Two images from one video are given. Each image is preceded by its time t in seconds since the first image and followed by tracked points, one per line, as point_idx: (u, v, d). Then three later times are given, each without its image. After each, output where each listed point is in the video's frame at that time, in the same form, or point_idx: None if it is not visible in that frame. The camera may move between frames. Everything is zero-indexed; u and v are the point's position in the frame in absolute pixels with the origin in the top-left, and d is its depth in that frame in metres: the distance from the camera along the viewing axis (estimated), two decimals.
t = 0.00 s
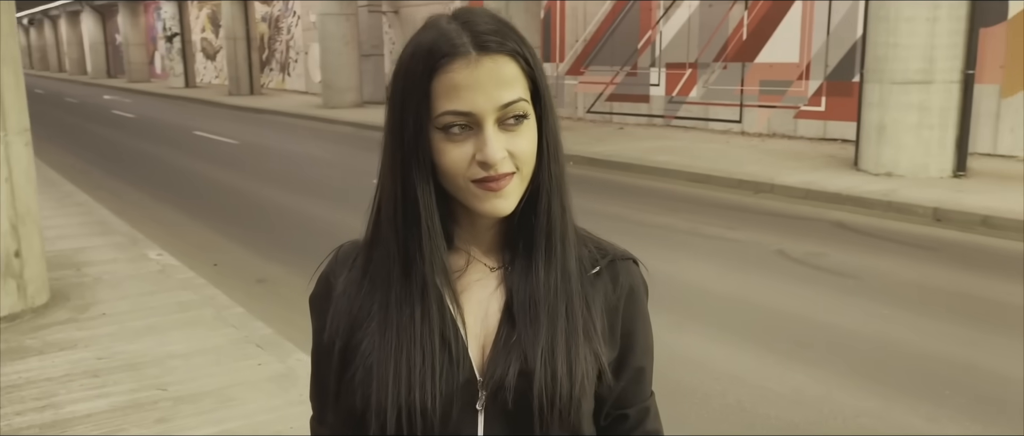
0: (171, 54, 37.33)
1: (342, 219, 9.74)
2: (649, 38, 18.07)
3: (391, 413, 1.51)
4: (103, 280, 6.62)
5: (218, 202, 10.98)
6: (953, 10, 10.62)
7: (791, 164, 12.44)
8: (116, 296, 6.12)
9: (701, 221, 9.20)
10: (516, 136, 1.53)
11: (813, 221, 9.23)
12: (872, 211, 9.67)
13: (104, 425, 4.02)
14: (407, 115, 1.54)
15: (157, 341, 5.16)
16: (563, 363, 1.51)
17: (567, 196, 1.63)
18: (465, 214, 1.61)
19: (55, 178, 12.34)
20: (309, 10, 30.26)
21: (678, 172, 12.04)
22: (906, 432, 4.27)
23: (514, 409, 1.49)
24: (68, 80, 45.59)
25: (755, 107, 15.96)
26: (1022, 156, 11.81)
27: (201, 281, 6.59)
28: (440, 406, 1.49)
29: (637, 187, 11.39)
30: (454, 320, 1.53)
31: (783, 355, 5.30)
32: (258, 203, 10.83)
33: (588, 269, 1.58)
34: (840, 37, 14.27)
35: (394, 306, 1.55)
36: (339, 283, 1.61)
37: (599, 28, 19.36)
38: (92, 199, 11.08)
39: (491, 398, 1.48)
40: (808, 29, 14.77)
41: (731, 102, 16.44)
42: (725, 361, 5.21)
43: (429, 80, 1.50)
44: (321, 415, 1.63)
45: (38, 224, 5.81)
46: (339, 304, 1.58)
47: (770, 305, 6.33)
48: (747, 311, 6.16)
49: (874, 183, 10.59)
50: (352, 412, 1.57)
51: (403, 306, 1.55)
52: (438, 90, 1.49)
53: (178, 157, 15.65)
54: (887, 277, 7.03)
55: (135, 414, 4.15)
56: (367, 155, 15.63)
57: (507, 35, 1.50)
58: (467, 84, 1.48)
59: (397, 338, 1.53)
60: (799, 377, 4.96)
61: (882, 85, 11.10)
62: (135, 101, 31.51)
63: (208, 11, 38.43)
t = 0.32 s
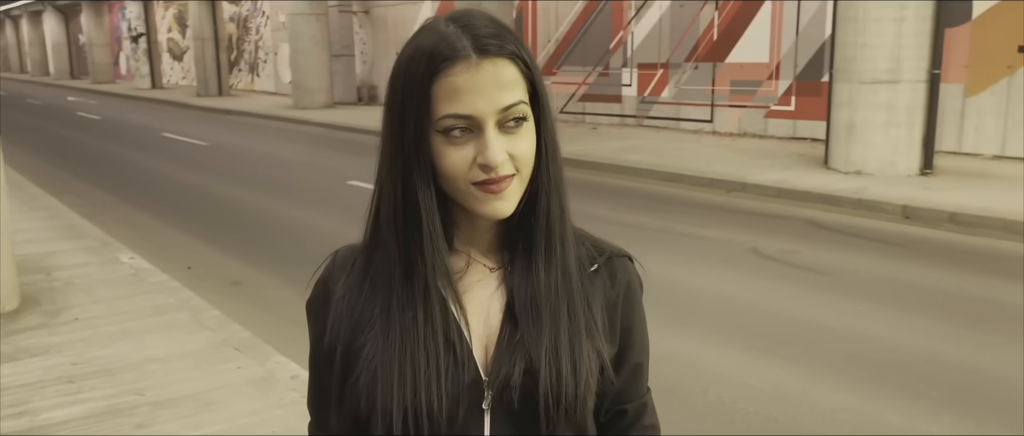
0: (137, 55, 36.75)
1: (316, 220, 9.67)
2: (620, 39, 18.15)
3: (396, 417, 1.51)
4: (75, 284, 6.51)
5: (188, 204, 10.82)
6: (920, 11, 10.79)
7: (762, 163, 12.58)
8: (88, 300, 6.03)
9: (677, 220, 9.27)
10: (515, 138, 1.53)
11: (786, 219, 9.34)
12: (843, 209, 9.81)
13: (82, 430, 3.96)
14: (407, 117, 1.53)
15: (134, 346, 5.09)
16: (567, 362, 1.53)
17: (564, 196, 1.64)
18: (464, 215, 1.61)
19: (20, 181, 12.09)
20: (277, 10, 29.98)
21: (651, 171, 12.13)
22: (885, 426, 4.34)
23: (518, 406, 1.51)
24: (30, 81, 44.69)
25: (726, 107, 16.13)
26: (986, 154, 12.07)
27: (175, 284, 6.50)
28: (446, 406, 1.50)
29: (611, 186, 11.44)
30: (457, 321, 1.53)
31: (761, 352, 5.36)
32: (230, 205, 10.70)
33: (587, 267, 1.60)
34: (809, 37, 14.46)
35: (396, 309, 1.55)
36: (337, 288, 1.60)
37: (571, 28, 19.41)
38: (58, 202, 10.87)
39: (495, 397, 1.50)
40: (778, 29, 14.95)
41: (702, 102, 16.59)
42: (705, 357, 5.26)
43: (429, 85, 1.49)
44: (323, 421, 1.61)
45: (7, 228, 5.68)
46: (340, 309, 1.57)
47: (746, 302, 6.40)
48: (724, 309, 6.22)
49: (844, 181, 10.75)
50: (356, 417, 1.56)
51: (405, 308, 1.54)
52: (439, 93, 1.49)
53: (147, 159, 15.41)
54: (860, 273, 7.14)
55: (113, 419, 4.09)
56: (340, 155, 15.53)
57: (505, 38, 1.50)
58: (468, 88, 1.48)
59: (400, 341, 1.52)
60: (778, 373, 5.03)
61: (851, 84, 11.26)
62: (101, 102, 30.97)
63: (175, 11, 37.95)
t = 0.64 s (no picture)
0: (101, 55, 36.09)
1: (289, 221, 9.58)
2: (591, 39, 18.20)
3: (397, 418, 1.51)
4: (43, 288, 6.38)
5: (157, 207, 10.66)
6: (886, 11, 10.96)
7: (733, 162, 12.72)
8: (58, 305, 5.91)
9: (651, 219, 9.33)
10: (510, 137, 1.53)
11: (757, 217, 9.45)
12: (813, 207, 9.95)
13: None
14: (402, 119, 1.53)
15: (106, 350, 5.00)
16: (565, 358, 1.54)
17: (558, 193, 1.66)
18: (458, 215, 1.61)
19: None
20: (244, 10, 29.64)
21: (625, 171, 12.21)
22: (861, 420, 4.40)
23: (519, 405, 1.52)
24: None
25: (696, 107, 16.27)
26: (949, 152, 12.32)
27: (147, 288, 6.40)
28: (448, 406, 1.51)
29: (585, 186, 11.49)
30: (455, 322, 1.53)
31: (736, 349, 5.42)
32: (201, 207, 10.59)
33: (581, 263, 1.61)
34: (777, 37, 14.64)
35: (396, 310, 1.54)
36: (332, 292, 1.58)
37: (542, 28, 19.43)
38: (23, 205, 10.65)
39: (497, 396, 1.51)
40: (747, 29, 15.10)
41: (672, 102, 16.72)
42: (683, 355, 5.30)
43: (424, 85, 1.49)
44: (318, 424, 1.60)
45: None
46: (336, 312, 1.55)
47: (720, 299, 6.46)
48: (700, 307, 6.27)
49: (813, 180, 10.91)
50: (357, 421, 1.55)
51: (403, 310, 1.53)
52: (434, 94, 1.48)
53: (114, 161, 15.17)
54: (832, 270, 7.24)
55: (86, 425, 4.01)
56: (310, 156, 15.41)
57: (499, 37, 1.50)
58: (464, 88, 1.48)
59: (400, 341, 1.51)
60: (755, 370, 5.08)
61: (819, 84, 11.42)
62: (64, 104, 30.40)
63: (139, 11, 37.35)
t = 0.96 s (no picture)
0: (65, 56, 35.42)
1: (261, 223, 9.47)
2: (565, 40, 18.22)
3: (393, 421, 1.49)
4: (10, 294, 6.24)
5: (127, 209, 10.48)
6: (855, 11, 11.10)
7: (706, 161, 12.81)
8: (26, 311, 5.78)
9: (627, 218, 9.36)
10: (505, 135, 1.52)
11: (731, 216, 9.51)
12: (785, 206, 10.05)
13: None
14: (395, 118, 1.51)
15: (78, 356, 4.90)
16: (561, 358, 1.55)
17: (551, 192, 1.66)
18: (451, 214, 1.60)
19: None
20: (213, 10, 29.29)
21: (600, 171, 12.24)
22: (837, 416, 4.44)
23: (515, 404, 1.53)
24: None
25: (669, 107, 16.37)
26: (918, 150, 12.50)
27: (118, 292, 6.28)
28: (444, 408, 1.50)
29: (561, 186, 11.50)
30: (451, 323, 1.53)
31: (714, 347, 5.45)
32: (170, 209, 10.44)
33: (575, 262, 1.63)
34: (749, 38, 14.78)
35: (391, 312, 1.53)
36: (322, 295, 1.56)
37: (516, 29, 19.41)
38: None
39: (493, 397, 1.51)
40: (719, 29, 15.22)
41: (645, 102, 16.79)
42: (662, 354, 5.32)
43: (418, 85, 1.48)
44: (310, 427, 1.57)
45: None
46: (328, 315, 1.53)
47: (697, 298, 6.50)
48: (678, 306, 6.29)
49: (785, 178, 11.01)
50: (351, 424, 1.53)
51: (397, 312, 1.52)
52: (428, 92, 1.47)
53: (81, 163, 14.90)
54: (805, 268, 7.32)
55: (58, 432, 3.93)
56: (282, 158, 15.27)
57: (493, 35, 1.49)
58: (459, 86, 1.46)
59: (396, 343, 1.50)
60: (733, 367, 5.11)
61: (791, 84, 11.54)
62: (27, 105, 29.78)
63: (105, 11, 36.72)
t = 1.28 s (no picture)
0: (24, 57, 34.57)
1: (229, 225, 9.33)
2: (535, 40, 18.21)
3: (385, 425, 1.47)
4: None
5: (91, 213, 10.25)
6: (821, 12, 11.24)
7: (676, 161, 12.88)
8: None
9: (599, 218, 9.38)
10: (496, 132, 1.53)
11: (702, 215, 9.57)
12: (755, 204, 10.14)
13: None
14: (384, 116, 1.50)
15: (43, 363, 4.78)
16: (554, 357, 1.56)
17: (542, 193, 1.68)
18: (441, 213, 1.60)
19: None
20: (177, 10, 28.83)
21: (571, 171, 12.25)
22: (811, 413, 4.47)
23: (508, 405, 1.53)
24: None
25: (639, 107, 16.45)
26: (882, 149, 12.70)
27: (83, 297, 6.13)
28: (437, 412, 1.50)
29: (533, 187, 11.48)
30: (442, 324, 1.53)
31: (689, 345, 5.47)
32: (135, 213, 10.24)
33: (564, 262, 1.65)
34: (717, 38, 14.90)
35: (381, 313, 1.51)
36: (309, 295, 1.54)
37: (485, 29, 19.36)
38: None
39: (487, 398, 1.51)
40: (687, 30, 15.33)
41: (615, 102, 16.85)
42: (638, 353, 5.32)
43: (407, 82, 1.47)
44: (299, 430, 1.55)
45: None
46: (317, 317, 1.52)
47: (671, 297, 6.52)
48: (651, 305, 6.31)
49: (754, 177, 11.11)
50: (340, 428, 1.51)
51: (386, 313, 1.51)
52: (418, 89, 1.47)
53: (42, 166, 14.56)
54: (776, 265, 7.39)
55: None
56: (249, 160, 15.07)
57: (481, 30, 1.50)
58: (448, 83, 1.47)
59: (387, 345, 1.49)
60: (708, 365, 5.14)
61: (759, 84, 11.65)
62: None
63: (65, 12, 35.93)
